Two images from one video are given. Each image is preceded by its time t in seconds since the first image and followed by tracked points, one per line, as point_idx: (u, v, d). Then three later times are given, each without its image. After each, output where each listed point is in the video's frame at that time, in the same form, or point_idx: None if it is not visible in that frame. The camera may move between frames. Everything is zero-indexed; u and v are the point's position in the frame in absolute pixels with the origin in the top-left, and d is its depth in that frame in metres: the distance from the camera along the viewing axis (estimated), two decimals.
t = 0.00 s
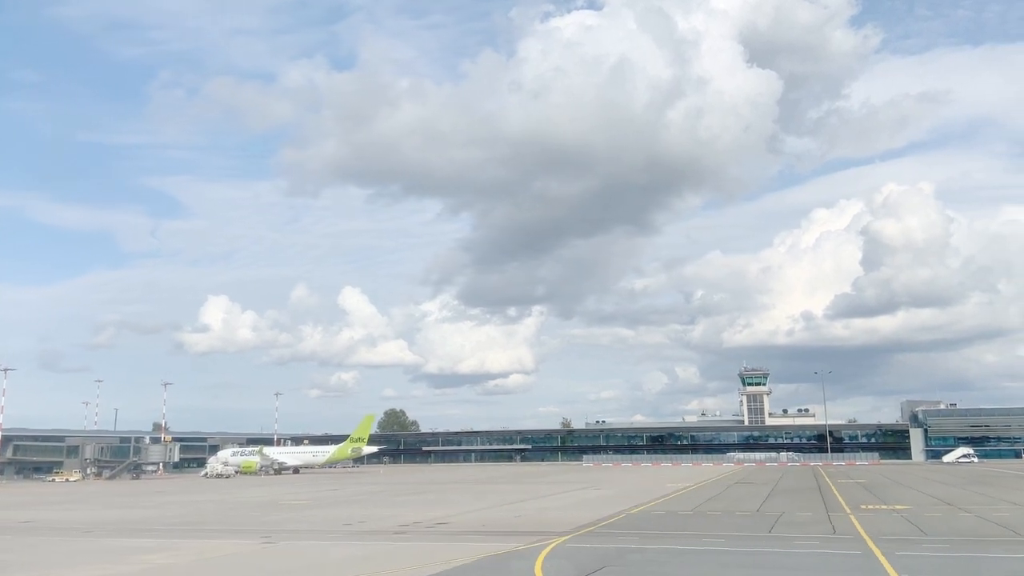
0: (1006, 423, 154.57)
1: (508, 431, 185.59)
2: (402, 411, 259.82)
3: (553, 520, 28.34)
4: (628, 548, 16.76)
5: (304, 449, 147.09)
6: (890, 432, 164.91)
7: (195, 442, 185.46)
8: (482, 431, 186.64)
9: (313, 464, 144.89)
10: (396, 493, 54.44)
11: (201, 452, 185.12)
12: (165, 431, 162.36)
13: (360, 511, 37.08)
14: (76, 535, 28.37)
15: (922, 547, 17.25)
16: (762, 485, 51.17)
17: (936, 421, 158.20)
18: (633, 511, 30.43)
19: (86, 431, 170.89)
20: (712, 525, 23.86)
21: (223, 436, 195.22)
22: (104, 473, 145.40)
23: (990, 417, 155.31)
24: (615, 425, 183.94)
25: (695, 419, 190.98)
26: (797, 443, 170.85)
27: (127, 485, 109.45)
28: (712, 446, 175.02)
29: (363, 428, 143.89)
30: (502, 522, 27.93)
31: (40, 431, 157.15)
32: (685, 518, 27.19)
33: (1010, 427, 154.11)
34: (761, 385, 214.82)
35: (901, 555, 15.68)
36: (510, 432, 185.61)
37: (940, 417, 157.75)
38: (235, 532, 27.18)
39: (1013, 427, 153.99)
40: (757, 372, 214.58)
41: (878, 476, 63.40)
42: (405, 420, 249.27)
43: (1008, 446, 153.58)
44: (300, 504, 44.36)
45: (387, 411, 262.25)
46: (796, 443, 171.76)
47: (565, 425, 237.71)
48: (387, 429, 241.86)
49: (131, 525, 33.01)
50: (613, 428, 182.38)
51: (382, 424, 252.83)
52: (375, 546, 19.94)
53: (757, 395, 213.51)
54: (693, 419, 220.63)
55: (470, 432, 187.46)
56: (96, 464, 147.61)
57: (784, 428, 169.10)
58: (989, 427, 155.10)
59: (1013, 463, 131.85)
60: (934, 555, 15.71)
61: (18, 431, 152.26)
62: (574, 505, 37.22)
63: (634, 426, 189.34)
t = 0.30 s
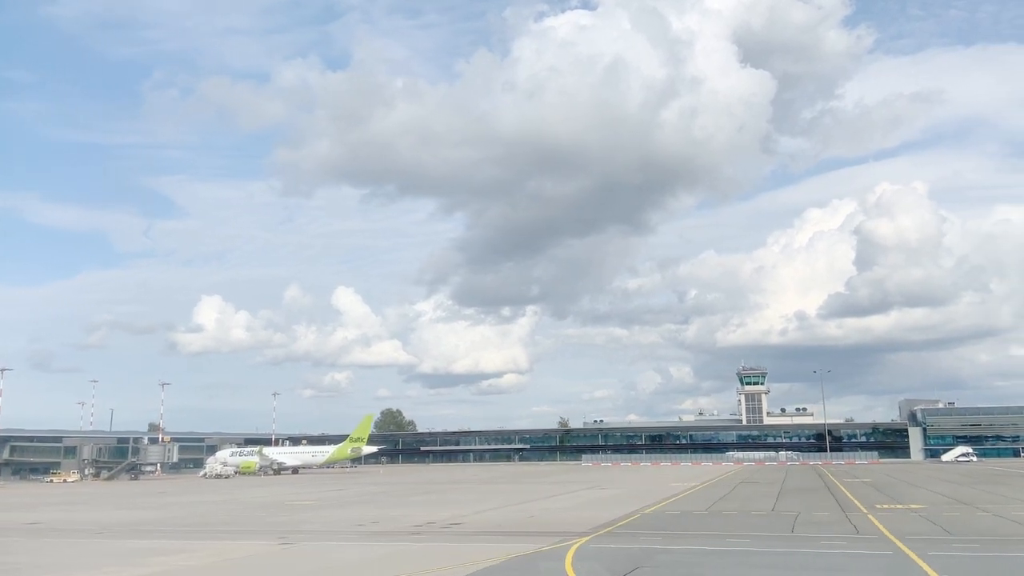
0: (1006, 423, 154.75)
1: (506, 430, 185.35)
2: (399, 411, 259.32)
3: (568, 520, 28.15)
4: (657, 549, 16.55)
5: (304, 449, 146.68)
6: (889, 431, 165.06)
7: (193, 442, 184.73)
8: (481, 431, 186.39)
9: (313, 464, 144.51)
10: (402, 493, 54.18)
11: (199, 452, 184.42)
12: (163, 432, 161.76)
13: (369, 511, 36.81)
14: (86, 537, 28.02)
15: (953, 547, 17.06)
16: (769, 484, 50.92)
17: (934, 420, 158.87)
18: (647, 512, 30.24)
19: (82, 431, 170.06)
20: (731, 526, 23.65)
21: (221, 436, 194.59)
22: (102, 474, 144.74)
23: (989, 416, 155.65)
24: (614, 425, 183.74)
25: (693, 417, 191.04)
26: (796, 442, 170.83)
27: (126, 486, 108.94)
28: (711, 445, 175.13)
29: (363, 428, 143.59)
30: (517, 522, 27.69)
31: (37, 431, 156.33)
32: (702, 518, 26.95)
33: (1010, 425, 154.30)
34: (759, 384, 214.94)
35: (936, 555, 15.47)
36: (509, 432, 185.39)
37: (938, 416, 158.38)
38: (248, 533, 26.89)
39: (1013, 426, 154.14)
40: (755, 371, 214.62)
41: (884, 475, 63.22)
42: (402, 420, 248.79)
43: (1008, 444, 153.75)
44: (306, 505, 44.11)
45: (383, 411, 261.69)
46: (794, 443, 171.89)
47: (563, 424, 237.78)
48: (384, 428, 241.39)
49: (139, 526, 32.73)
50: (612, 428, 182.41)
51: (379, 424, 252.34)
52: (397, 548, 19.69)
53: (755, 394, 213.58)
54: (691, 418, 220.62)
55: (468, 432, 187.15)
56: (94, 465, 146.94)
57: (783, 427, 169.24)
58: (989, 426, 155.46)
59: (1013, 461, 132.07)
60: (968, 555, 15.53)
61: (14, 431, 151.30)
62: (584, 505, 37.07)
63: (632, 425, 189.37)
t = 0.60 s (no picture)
0: (1003, 421, 154.84)
1: (504, 430, 185.20)
2: (394, 410, 259.14)
3: (581, 520, 28.03)
4: (682, 549, 16.50)
5: (302, 449, 146.38)
6: (887, 429, 165.12)
7: (189, 443, 184.14)
8: (478, 430, 186.21)
9: (311, 464, 144.25)
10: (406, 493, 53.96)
11: (196, 452, 183.79)
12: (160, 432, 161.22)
13: (377, 512, 36.60)
14: (95, 538, 27.70)
15: (982, 547, 16.98)
16: (775, 483, 50.46)
17: (930, 419, 159.45)
18: (661, 511, 30.04)
19: (77, 432, 169.19)
20: (749, 525, 23.52)
21: (217, 436, 194.04)
22: (99, 475, 144.23)
23: (986, 415, 155.81)
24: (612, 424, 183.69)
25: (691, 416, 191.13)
26: (794, 441, 170.98)
27: (123, 487, 108.46)
28: (709, 444, 175.18)
29: (362, 428, 143.40)
30: (530, 522, 27.56)
31: (33, 431, 155.63)
32: (716, 518, 26.79)
33: (1007, 424, 154.31)
34: (756, 383, 214.98)
35: (967, 555, 15.43)
36: (506, 432, 185.25)
37: (934, 415, 158.69)
38: (259, 534, 26.68)
39: (1010, 424, 154.25)
40: (752, 369, 214.66)
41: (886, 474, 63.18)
42: (399, 420, 248.39)
43: (1005, 443, 153.77)
44: (313, 505, 43.86)
45: (379, 411, 261.16)
46: (792, 441, 171.98)
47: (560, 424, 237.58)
48: (380, 428, 240.88)
49: (146, 528, 32.46)
50: (609, 427, 182.39)
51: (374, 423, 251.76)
52: (417, 548, 19.54)
53: (752, 393, 213.56)
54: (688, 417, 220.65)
55: (465, 431, 186.98)
56: (90, 466, 146.37)
57: (781, 426, 169.37)
58: (986, 425, 155.59)
59: (1010, 460, 132.50)
60: (1000, 555, 15.45)
61: (10, 432, 150.59)
62: (593, 505, 36.94)
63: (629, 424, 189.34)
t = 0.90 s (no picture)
0: (999, 420, 155.31)
1: (500, 430, 185.00)
2: (390, 410, 258.69)
3: (592, 520, 27.83)
4: (708, 549, 16.37)
5: (299, 449, 145.84)
6: (883, 428, 165.17)
7: (185, 443, 183.46)
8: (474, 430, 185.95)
9: (309, 463, 143.76)
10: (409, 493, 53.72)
11: (191, 452, 183.08)
12: (156, 432, 160.53)
13: (385, 511, 36.30)
14: (103, 538, 27.34)
15: (1008, 545, 16.86)
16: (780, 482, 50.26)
17: (927, 417, 159.22)
18: (673, 511, 29.86)
19: (72, 432, 168.36)
20: (767, 525, 23.32)
21: (213, 436, 193.28)
22: (95, 475, 143.60)
23: (982, 413, 156.29)
24: (608, 423, 183.46)
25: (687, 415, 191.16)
26: (791, 440, 171.03)
27: (120, 487, 107.97)
28: (705, 443, 175.25)
29: (359, 428, 143.14)
30: (544, 522, 27.33)
31: (28, 432, 154.71)
32: (729, 517, 26.58)
33: (1003, 423, 154.73)
34: (752, 382, 215.26)
35: (998, 555, 15.30)
36: (503, 432, 185.03)
37: (931, 413, 158.52)
38: (270, 535, 26.31)
39: (1006, 423, 154.73)
40: (748, 369, 214.92)
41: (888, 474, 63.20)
42: (394, 419, 247.75)
43: (1001, 442, 154.37)
44: (317, 506, 43.57)
45: (374, 411, 260.70)
46: (789, 441, 172.15)
47: (556, 424, 237.39)
48: (376, 428, 240.41)
49: (151, 529, 32.07)
50: (606, 427, 182.33)
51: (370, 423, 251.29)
52: (436, 549, 19.29)
53: (749, 392, 213.80)
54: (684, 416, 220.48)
55: (462, 431, 186.73)
56: (86, 466, 145.69)
57: (778, 425, 169.55)
58: (982, 423, 156.05)
59: (1007, 458, 132.85)
60: None
61: (5, 433, 149.71)
62: (602, 505, 36.74)
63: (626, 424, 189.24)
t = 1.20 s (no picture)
0: (996, 420, 155.73)
1: (497, 430, 184.83)
2: (386, 410, 258.27)
3: (605, 521, 27.70)
4: (733, 549, 16.32)
5: (297, 449, 145.54)
6: (880, 428, 165.50)
7: (181, 443, 182.83)
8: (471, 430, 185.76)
9: (307, 464, 143.47)
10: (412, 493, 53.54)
11: (187, 452, 182.39)
12: (152, 433, 159.94)
13: (393, 511, 36.21)
14: (112, 540, 27.13)
15: None
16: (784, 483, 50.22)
17: (924, 417, 159.94)
18: (684, 511, 29.77)
19: (68, 432, 167.58)
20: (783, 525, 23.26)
21: (209, 437, 192.82)
22: (92, 475, 142.96)
23: (978, 413, 156.72)
24: (605, 424, 183.45)
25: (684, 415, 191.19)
26: (788, 440, 171.29)
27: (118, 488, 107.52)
28: (702, 443, 175.38)
29: (358, 428, 142.88)
30: (557, 522, 27.30)
31: (23, 432, 154.08)
32: (744, 517, 26.50)
33: (999, 423, 155.26)
34: (749, 382, 215.48)
35: None
36: (500, 432, 184.89)
37: (928, 413, 158.89)
38: (283, 535, 26.18)
39: (1002, 423, 155.19)
40: (745, 369, 215.11)
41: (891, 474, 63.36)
42: (391, 419, 247.49)
43: (997, 442, 154.87)
44: (322, 506, 43.45)
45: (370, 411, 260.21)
46: (786, 441, 172.36)
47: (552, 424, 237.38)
48: (372, 429, 240.03)
49: (159, 529, 31.85)
50: (603, 427, 182.32)
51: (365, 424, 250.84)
52: (457, 549, 19.22)
53: (745, 392, 214.03)
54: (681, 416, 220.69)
55: (459, 431, 186.55)
56: (83, 467, 145.07)
57: (775, 425, 169.74)
58: (979, 424, 156.41)
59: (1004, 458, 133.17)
60: None
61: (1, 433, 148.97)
62: (611, 505, 36.64)
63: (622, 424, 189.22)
